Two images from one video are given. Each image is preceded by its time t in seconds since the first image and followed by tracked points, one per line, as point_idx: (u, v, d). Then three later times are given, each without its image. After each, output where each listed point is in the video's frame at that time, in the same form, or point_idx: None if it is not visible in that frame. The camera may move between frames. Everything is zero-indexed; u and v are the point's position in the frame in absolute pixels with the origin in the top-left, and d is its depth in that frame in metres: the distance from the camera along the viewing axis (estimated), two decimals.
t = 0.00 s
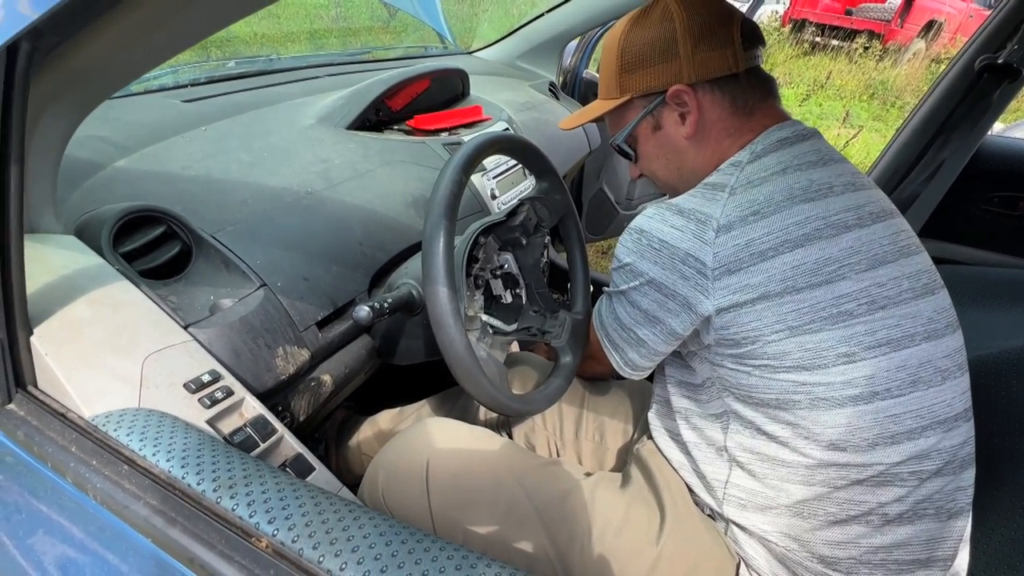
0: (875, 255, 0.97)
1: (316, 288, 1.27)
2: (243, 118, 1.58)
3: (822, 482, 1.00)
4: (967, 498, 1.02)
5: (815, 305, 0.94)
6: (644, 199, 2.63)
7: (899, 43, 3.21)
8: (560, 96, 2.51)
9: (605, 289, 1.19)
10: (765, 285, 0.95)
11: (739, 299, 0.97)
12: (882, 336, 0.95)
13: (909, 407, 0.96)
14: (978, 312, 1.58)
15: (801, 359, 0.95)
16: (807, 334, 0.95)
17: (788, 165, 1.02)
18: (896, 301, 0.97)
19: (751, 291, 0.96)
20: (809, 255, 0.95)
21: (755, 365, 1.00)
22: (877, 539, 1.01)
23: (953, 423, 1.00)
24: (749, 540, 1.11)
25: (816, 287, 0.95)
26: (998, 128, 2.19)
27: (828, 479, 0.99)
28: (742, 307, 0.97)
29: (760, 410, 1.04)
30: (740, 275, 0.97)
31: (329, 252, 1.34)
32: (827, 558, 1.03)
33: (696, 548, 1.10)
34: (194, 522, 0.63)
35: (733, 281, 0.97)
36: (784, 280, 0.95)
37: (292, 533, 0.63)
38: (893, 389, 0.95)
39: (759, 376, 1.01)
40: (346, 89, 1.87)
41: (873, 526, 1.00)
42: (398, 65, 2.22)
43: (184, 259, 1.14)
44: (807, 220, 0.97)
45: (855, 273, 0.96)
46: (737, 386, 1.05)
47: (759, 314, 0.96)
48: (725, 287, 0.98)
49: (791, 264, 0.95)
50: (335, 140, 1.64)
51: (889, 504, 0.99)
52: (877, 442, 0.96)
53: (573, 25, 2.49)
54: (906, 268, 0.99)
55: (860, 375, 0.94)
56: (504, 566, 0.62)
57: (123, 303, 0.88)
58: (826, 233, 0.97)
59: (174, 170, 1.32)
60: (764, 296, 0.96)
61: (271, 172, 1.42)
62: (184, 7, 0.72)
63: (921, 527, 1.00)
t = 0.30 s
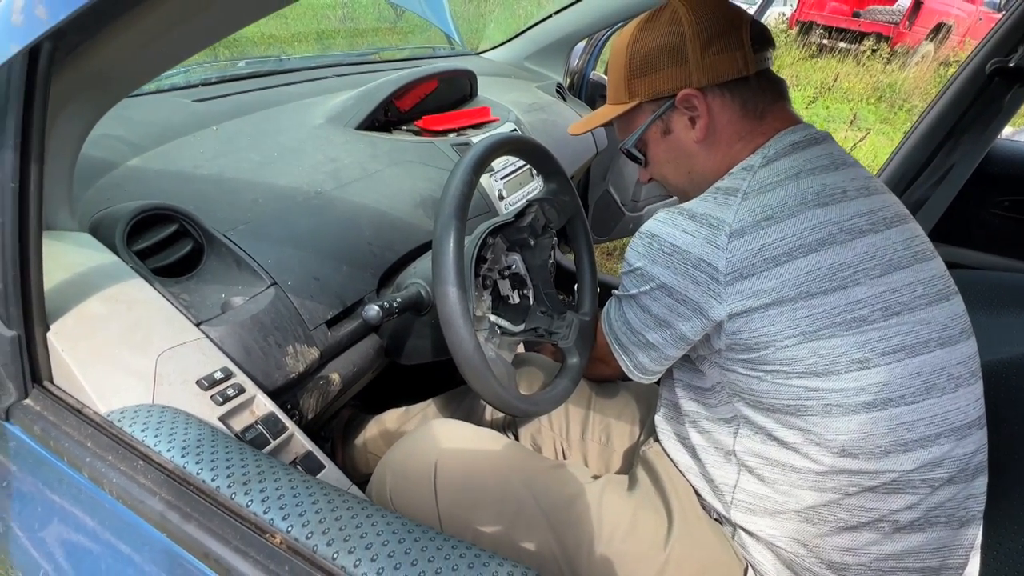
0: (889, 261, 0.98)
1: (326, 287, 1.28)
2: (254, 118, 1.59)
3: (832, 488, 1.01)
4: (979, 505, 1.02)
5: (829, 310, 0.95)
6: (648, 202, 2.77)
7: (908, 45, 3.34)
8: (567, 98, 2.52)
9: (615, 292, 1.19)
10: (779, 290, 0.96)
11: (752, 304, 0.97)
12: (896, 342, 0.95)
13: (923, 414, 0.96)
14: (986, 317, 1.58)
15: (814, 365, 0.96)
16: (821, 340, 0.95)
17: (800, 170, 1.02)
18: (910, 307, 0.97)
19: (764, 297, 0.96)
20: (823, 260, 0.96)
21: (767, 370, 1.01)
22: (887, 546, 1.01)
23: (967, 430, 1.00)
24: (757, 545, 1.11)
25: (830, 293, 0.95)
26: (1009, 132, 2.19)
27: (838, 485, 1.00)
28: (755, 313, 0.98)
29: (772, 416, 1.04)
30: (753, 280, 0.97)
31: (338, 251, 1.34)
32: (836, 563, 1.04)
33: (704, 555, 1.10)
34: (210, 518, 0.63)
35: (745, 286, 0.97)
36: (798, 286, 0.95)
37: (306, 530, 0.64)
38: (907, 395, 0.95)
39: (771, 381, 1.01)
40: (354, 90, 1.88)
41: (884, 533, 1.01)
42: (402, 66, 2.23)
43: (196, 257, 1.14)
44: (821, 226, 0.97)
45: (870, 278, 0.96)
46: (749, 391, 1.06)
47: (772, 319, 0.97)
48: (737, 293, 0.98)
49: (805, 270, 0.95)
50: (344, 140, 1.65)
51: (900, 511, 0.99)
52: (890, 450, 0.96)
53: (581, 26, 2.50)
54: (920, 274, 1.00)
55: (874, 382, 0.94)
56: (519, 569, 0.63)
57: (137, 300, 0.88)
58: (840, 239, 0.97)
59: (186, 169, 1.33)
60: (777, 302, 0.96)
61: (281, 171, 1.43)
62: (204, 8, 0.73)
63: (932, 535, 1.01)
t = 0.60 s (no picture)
0: (903, 261, 0.99)
1: (339, 283, 1.30)
2: (268, 115, 1.61)
3: (843, 486, 1.01)
4: (988, 504, 1.03)
5: (843, 310, 0.96)
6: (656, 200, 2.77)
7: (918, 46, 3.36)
8: (576, 97, 2.53)
9: (626, 291, 1.20)
10: (792, 289, 0.97)
11: (766, 303, 0.98)
12: (909, 342, 0.96)
13: (935, 414, 0.97)
14: (995, 319, 1.58)
15: (828, 364, 0.96)
16: (834, 340, 0.96)
17: (814, 170, 1.03)
18: (923, 307, 0.98)
19: (778, 296, 0.97)
20: (836, 259, 0.97)
21: (779, 369, 1.02)
22: (898, 544, 1.01)
23: (978, 430, 1.01)
24: (766, 543, 1.11)
25: (844, 292, 0.96)
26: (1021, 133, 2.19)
27: (849, 483, 1.01)
28: (769, 312, 0.98)
29: (783, 415, 1.05)
30: (767, 279, 0.98)
31: (352, 248, 1.36)
32: (846, 560, 1.04)
33: (714, 547, 1.12)
34: (236, 504, 0.65)
35: (759, 285, 0.98)
36: (811, 285, 0.96)
37: (330, 517, 0.65)
38: (919, 395, 0.96)
39: (783, 380, 1.02)
40: (365, 89, 1.90)
41: (894, 530, 1.01)
42: (410, 65, 2.24)
43: (213, 252, 1.16)
44: (834, 225, 0.98)
45: (884, 278, 0.97)
46: (760, 391, 1.07)
47: (785, 318, 0.97)
48: (751, 292, 0.99)
49: (819, 269, 0.96)
50: (357, 138, 1.67)
51: (911, 509, 1.00)
52: (902, 449, 0.97)
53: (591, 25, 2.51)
54: (933, 274, 1.01)
55: (887, 381, 0.95)
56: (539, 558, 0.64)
57: (159, 293, 0.90)
58: (853, 238, 0.98)
59: (202, 165, 1.35)
60: (791, 301, 0.97)
61: (295, 168, 1.45)
62: (232, 7, 0.75)
63: (943, 533, 1.01)
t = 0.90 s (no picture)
0: (918, 265, 0.99)
1: (354, 281, 1.31)
2: (282, 115, 1.63)
3: (855, 488, 1.02)
4: (999, 508, 1.04)
5: (858, 314, 0.96)
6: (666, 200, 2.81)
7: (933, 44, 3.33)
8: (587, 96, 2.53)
9: (637, 290, 1.21)
10: (807, 293, 0.97)
11: (782, 306, 0.99)
12: (924, 346, 0.97)
13: (949, 418, 0.98)
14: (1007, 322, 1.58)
15: (842, 368, 0.97)
16: (849, 343, 0.96)
17: (830, 173, 1.03)
18: (939, 311, 0.99)
19: (793, 298, 0.98)
20: (852, 263, 0.97)
21: (793, 372, 1.02)
22: (908, 546, 1.02)
23: (991, 435, 1.01)
24: (776, 543, 1.13)
25: (860, 295, 0.96)
26: None
27: (861, 486, 1.01)
28: (784, 314, 0.99)
29: (795, 417, 1.06)
30: (782, 281, 0.99)
31: (366, 246, 1.38)
32: (855, 561, 1.05)
33: (722, 544, 1.14)
34: (259, 497, 0.67)
35: (774, 288, 0.99)
36: (827, 288, 0.97)
37: (350, 511, 0.66)
38: (933, 400, 0.97)
39: (797, 383, 1.03)
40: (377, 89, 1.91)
41: (905, 533, 1.02)
42: (422, 65, 2.26)
43: (230, 251, 1.18)
44: (850, 229, 0.98)
45: (899, 282, 0.97)
46: (773, 393, 1.08)
47: (799, 321, 0.98)
48: (766, 294, 1.00)
49: (835, 272, 0.97)
50: (370, 137, 1.68)
51: (923, 513, 1.00)
52: (916, 453, 0.97)
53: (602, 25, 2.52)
54: (949, 278, 1.02)
55: (901, 385, 0.95)
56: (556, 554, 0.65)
57: (181, 290, 0.92)
58: (869, 242, 0.98)
59: (219, 164, 1.37)
60: (806, 304, 0.97)
61: (310, 167, 1.47)
62: (250, 9, 0.76)
63: (954, 537, 1.02)
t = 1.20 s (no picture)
0: (944, 271, 1.01)
1: (369, 276, 1.34)
2: (299, 111, 1.65)
3: (870, 493, 1.03)
4: (1016, 516, 1.04)
5: (879, 318, 0.97)
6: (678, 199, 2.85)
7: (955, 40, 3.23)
8: (600, 93, 2.54)
9: (654, 287, 1.23)
10: (829, 296, 0.98)
11: (802, 308, 1.00)
12: (945, 352, 0.97)
13: (968, 425, 0.98)
14: None
15: (862, 371, 0.98)
16: (869, 348, 0.97)
17: (856, 175, 1.04)
18: (961, 318, 1.00)
19: (813, 301, 0.99)
20: (876, 267, 0.98)
21: (811, 375, 1.04)
22: (923, 551, 1.02)
23: (1012, 442, 1.01)
24: (788, 543, 1.14)
25: (882, 301, 0.97)
26: None
27: (877, 490, 1.02)
28: (804, 317, 1.00)
29: (813, 420, 1.07)
30: (803, 284, 1.00)
31: (380, 242, 1.40)
32: (869, 564, 1.06)
33: (732, 547, 1.15)
34: (279, 483, 0.70)
35: (795, 290, 1.00)
36: (849, 292, 0.98)
37: (368, 498, 0.68)
38: (953, 406, 0.97)
39: (814, 386, 1.04)
40: (392, 85, 1.93)
41: (920, 537, 1.02)
42: (436, 62, 2.28)
43: (248, 245, 1.21)
44: (874, 233, 0.99)
45: (922, 287, 0.98)
46: (790, 395, 1.09)
47: (819, 324, 0.99)
48: (786, 296, 1.01)
49: (857, 276, 0.98)
50: (384, 134, 1.71)
51: (939, 518, 1.00)
52: (934, 459, 0.97)
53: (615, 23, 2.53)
54: (974, 285, 1.03)
55: (921, 391, 0.96)
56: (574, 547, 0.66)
57: (202, 282, 0.94)
58: (892, 247, 0.99)
59: (238, 160, 1.39)
60: (827, 307, 0.98)
61: (327, 164, 1.49)
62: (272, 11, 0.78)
63: (969, 543, 1.02)
